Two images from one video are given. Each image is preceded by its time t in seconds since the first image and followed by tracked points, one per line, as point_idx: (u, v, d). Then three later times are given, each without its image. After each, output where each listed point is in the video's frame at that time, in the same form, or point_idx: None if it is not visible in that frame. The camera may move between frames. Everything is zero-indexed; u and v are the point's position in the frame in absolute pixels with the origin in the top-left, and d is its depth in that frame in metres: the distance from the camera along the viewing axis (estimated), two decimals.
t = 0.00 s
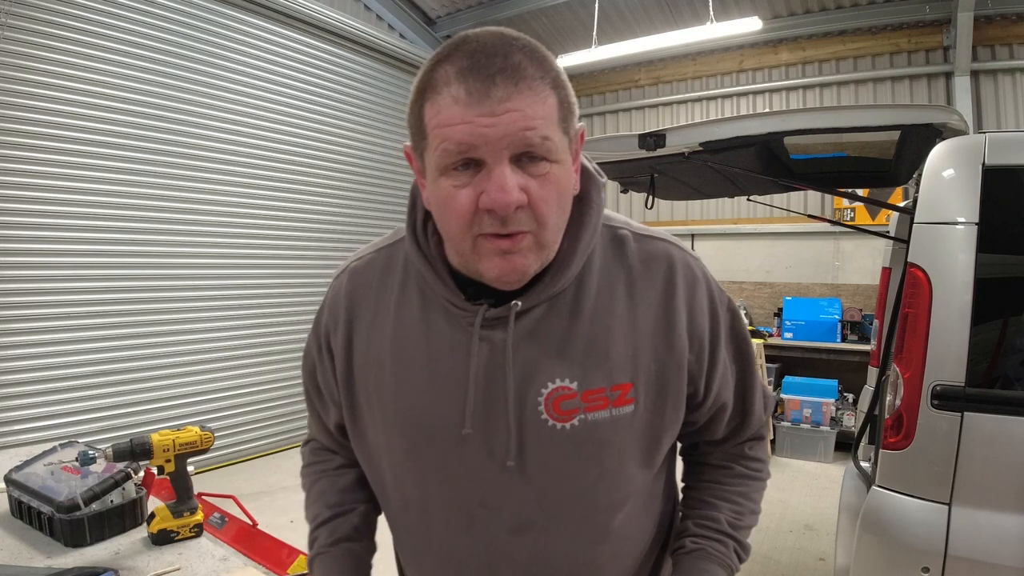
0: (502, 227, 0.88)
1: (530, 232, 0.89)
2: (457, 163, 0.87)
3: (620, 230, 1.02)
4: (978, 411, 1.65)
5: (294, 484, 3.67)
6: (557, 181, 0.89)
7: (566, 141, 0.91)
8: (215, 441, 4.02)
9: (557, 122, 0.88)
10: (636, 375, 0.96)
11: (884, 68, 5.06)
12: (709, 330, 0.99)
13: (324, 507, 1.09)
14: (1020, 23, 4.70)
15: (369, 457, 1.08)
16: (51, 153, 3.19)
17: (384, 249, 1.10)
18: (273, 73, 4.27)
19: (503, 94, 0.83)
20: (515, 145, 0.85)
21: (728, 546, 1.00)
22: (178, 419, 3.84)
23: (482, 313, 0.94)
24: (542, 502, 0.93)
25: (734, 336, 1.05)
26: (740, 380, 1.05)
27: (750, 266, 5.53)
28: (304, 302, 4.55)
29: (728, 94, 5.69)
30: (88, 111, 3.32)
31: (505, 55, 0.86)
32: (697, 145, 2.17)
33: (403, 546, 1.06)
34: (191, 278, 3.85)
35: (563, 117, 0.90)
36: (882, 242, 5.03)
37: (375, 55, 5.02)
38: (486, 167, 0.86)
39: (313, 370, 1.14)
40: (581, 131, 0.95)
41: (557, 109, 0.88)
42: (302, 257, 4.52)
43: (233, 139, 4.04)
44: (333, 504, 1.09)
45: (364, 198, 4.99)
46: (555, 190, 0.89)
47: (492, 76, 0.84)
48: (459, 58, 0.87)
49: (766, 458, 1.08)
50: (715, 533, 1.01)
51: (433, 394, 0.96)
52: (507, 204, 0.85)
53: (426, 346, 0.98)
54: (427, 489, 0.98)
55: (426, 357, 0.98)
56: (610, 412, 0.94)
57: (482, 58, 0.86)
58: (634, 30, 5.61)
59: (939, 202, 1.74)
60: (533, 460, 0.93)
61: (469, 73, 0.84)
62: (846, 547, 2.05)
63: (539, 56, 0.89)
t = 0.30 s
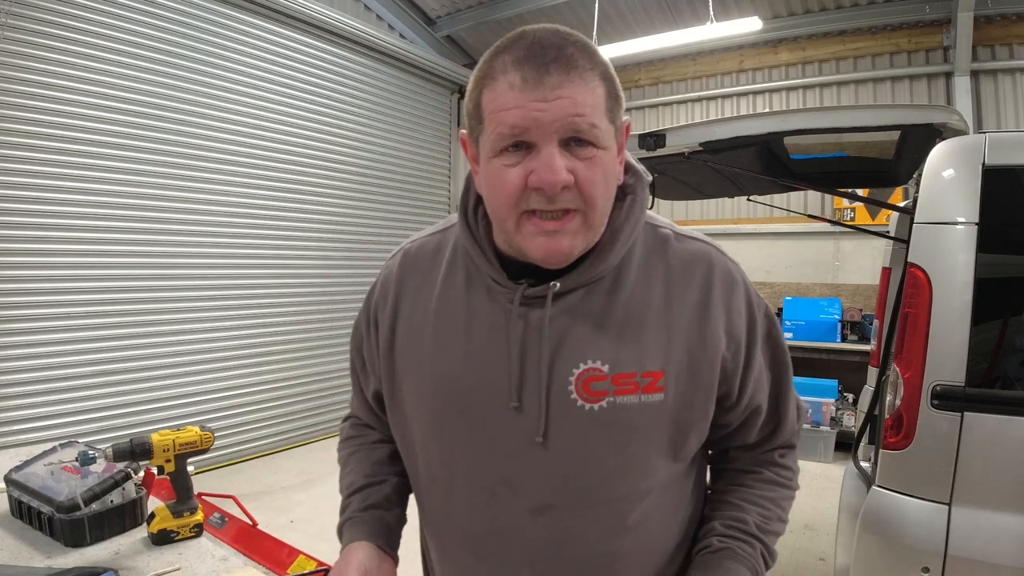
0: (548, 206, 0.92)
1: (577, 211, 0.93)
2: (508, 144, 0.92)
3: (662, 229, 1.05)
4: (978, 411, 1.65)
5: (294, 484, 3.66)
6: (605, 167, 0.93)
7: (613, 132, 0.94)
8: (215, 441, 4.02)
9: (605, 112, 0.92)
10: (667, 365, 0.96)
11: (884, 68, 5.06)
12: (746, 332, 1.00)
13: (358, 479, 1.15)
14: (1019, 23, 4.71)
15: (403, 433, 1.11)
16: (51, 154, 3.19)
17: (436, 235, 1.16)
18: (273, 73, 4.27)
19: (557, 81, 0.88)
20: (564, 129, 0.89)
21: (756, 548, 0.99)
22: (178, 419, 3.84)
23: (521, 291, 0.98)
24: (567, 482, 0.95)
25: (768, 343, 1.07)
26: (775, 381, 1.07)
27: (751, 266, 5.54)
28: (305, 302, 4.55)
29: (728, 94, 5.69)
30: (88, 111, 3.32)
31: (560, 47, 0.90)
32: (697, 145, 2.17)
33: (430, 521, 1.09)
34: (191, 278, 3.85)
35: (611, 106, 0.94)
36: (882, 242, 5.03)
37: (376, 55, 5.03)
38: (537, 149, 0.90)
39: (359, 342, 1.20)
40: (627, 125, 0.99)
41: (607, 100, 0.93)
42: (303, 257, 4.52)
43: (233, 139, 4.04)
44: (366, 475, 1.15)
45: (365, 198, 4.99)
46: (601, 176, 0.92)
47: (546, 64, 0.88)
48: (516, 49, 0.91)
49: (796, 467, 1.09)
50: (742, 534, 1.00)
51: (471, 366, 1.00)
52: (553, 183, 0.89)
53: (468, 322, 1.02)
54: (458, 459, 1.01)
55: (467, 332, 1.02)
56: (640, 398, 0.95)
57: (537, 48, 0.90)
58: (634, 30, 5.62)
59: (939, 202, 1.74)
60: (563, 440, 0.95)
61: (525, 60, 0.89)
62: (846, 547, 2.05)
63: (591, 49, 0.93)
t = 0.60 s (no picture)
0: (568, 202, 0.92)
1: (597, 205, 0.92)
2: (524, 144, 0.92)
3: (679, 226, 1.06)
4: (978, 411, 1.65)
5: (293, 484, 3.66)
6: (620, 162, 0.93)
7: (626, 127, 0.95)
8: (215, 441, 4.02)
9: (618, 108, 0.93)
10: (689, 357, 0.97)
11: (884, 68, 5.06)
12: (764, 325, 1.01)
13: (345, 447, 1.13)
14: (1019, 23, 4.71)
15: (420, 433, 1.11)
16: (51, 154, 3.19)
17: (454, 238, 1.16)
18: (273, 73, 4.27)
19: (568, 80, 0.89)
20: (579, 126, 0.90)
21: (801, 520, 0.98)
22: (178, 419, 3.84)
23: (544, 285, 0.99)
24: (590, 475, 0.95)
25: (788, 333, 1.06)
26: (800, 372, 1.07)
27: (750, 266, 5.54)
28: (305, 302, 4.55)
29: (727, 94, 5.69)
30: (88, 111, 3.32)
31: (569, 47, 0.91)
32: (697, 145, 2.18)
33: (450, 520, 1.09)
34: (191, 278, 3.85)
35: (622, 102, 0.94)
36: (882, 242, 5.02)
37: (376, 55, 5.03)
38: (554, 148, 0.91)
39: (369, 342, 1.20)
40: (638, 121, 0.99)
41: (618, 96, 0.93)
42: (303, 257, 4.52)
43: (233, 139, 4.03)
44: (349, 448, 1.13)
45: (364, 198, 4.99)
46: (617, 171, 0.93)
47: (558, 64, 0.89)
48: (526, 51, 0.92)
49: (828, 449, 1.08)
50: (786, 507, 0.99)
51: (494, 359, 1.01)
52: (572, 179, 0.89)
53: (489, 319, 1.03)
54: (480, 453, 1.01)
55: (488, 329, 1.02)
56: (662, 390, 0.96)
57: (547, 50, 0.91)
58: (634, 31, 5.62)
59: (938, 202, 1.74)
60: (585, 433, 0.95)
61: (536, 62, 0.90)
62: (847, 547, 2.05)
63: (600, 47, 0.94)
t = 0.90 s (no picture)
0: (570, 207, 0.92)
1: (598, 208, 0.93)
2: (525, 151, 0.92)
3: (682, 226, 1.06)
4: (978, 411, 1.65)
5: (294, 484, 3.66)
6: (620, 164, 0.93)
7: (626, 128, 0.95)
8: (215, 441, 4.02)
9: (617, 111, 0.93)
10: (695, 356, 0.97)
11: (884, 68, 5.06)
12: (765, 325, 1.01)
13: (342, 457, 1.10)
14: (1019, 23, 4.71)
15: (424, 438, 1.11)
16: (51, 154, 3.19)
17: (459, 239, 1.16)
18: (273, 73, 4.27)
19: (566, 87, 0.89)
20: (579, 131, 0.90)
21: (761, 521, 0.97)
22: (178, 419, 3.84)
23: (550, 286, 1.00)
24: (599, 475, 0.95)
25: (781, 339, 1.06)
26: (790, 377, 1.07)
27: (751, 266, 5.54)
28: (305, 302, 4.55)
29: (727, 94, 5.69)
30: (88, 111, 3.32)
31: (565, 52, 0.91)
32: (697, 145, 2.18)
33: (456, 524, 1.08)
34: (191, 278, 3.85)
35: (621, 104, 0.94)
36: (882, 242, 5.02)
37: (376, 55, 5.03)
38: (554, 154, 0.91)
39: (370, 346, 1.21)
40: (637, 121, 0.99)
41: (616, 99, 0.93)
42: (303, 257, 4.52)
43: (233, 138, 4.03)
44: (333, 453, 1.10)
45: (364, 198, 4.99)
46: (618, 173, 0.93)
47: (555, 71, 0.89)
48: (523, 58, 0.92)
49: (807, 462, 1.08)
50: (748, 508, 0.99)
51: (501, 360, 1.01)
52: (574, 184, 0.89)
53: (496, 318, 1.03)
54: (488, 454, 1.01)
55: (495, 330, 1.02)
56: (670, 388, 0.96)
57: (544, 56, 0.91)
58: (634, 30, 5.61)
59: (939, 202, 1.74)
60: (593, 433, 0.95)
61: (533, 70, 0.90)
62: (847, 547, 2.05)
63: (597, 50, 0.94)
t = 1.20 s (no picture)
0: (562, 210, 0.92)
1: (593, 206, 0.93)
2: (505, 163, 0.92)
3: (682, 224, 1.06)
4: (978, 411, 1.65)
5: (294, 484, 3.66)
6: (605, 158, 0.93)
7: (602, 120, 0.94)
8: (215, 441, 4.02)
9: (590, 104, 0.92)
10: (695, 355, 0.97)
11: (884, 68, 5.06)
12: (765, 323, 1.01)
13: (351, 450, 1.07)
14: (1019, 23, 4.71)
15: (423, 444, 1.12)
16: (51, 154, 3.19)
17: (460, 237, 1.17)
18: (273, 73, 4.27)
19: (532, 93, 0.88)
20: (556, 133, 0.89)
21: (772, 528, 0.97)
22: (179, 419, 3.84)
23: (548, 285, 1.00)
24: (598, 474, 0.95)
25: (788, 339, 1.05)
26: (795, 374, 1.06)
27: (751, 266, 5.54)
28: (305, 302, 4.55)
29: (727, 94, 5.69)
30: (88, 111, 3.32)
31: (527, 56, 0.91)
32: (697, 145, 2.18)
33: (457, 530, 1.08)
34: (191, 278, 3.85)
35: (593, 97, 0.94)
36: (882, 242, 5.02)
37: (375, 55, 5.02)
38: (536, 160, 0.91)
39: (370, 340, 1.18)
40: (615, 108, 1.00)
41: (588, 93, 0.93)
42: (303, 257, 4.52)
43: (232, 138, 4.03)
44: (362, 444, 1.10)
45: (364, 198, 4.99)
46: (605, 168, 0.93)
47: (519, 79, 0.89)
48: (486, 72, 0.92)
49: (819, 465, 1.08)
50: (759, 514, 0.98)
51: (497, 361, 1.01)
52: (561, 186, 0.89)
53: (494, 317, 1.04)
54: (485, 459, 1.01)
55: (493, 329, 1.03)
56: (669, 387, 0.96)
57: (505, 65, 0.90)
58: (634, 31, 5.61)
59: (939, 203, 1.74)
60: (589, 432, 0.96)
61: (497, 83, 0.90)
62: (846, 547, 2.05)
63: (558, 46, 0.93)
